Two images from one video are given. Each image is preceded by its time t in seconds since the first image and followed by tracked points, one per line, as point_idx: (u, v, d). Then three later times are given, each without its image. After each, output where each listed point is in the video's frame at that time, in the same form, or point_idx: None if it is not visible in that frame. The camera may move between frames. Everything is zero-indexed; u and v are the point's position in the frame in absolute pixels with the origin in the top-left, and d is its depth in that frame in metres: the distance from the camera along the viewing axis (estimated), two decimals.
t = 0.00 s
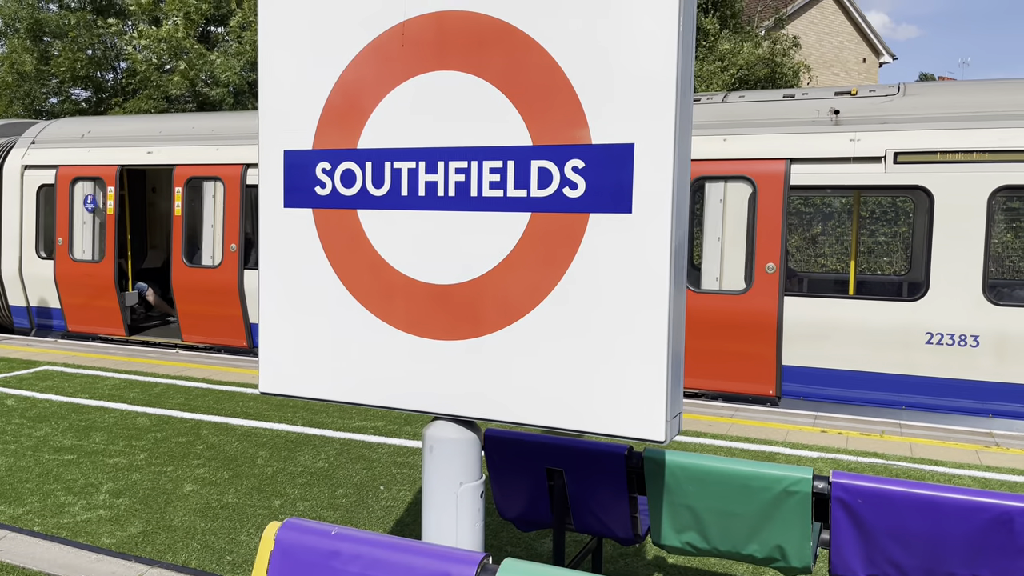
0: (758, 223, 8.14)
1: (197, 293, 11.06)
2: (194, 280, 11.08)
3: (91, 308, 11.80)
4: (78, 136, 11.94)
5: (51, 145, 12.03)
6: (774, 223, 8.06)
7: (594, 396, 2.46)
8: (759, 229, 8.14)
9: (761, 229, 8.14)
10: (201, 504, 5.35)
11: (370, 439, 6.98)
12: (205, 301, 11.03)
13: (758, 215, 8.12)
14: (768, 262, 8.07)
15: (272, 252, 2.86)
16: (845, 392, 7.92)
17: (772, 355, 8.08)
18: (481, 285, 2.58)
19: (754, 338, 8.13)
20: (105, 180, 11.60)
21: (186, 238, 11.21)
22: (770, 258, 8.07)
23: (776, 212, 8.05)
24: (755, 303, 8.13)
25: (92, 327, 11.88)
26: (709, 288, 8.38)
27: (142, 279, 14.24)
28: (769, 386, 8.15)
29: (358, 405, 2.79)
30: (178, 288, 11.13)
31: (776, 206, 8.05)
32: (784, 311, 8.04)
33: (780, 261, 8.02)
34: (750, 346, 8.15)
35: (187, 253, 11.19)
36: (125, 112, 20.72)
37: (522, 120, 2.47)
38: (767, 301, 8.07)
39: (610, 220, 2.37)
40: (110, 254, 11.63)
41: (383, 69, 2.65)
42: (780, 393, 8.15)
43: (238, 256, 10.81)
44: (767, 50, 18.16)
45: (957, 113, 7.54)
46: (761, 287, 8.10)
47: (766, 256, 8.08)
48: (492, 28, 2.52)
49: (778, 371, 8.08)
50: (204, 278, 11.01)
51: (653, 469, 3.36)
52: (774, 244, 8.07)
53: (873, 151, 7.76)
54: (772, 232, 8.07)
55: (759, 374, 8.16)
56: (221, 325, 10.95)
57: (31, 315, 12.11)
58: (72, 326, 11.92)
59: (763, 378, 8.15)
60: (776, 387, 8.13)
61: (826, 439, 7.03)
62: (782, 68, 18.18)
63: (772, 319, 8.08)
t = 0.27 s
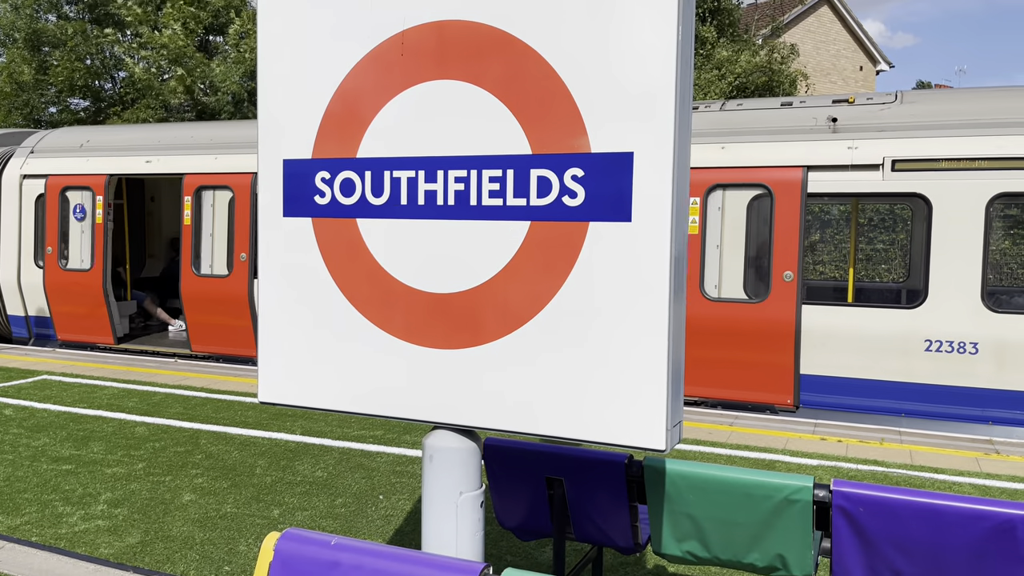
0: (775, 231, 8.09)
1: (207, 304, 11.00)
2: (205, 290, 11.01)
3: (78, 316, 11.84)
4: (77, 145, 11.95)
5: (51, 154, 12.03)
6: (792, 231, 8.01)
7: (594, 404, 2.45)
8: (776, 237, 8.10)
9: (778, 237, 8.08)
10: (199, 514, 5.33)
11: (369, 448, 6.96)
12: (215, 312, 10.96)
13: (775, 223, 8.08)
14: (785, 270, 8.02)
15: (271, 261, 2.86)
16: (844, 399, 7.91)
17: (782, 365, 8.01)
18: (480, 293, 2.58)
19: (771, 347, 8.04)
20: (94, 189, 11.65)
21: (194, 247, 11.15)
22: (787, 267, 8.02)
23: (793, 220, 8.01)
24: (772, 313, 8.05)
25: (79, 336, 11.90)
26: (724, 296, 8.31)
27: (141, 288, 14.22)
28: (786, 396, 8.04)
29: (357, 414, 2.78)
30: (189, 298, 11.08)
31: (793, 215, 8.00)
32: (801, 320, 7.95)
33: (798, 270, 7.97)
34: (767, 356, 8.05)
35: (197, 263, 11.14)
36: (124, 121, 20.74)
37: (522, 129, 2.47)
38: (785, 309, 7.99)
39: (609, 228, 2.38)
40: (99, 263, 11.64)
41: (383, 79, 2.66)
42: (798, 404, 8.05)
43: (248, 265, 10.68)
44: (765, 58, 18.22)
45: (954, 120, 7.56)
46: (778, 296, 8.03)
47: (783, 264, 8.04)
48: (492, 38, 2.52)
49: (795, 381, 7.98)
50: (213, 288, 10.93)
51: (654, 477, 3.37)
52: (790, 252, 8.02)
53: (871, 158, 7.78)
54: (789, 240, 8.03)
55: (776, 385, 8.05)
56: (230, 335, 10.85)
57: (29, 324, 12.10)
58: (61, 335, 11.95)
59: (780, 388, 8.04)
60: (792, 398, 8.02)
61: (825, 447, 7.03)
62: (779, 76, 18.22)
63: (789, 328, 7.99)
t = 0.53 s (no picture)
0: (790, 235, 8.05)
1: (217, 310, 10.94)
2: (214, 297, 10.96)
3: (74, 324, 11.86)
4: (77, 152, 11.95)
5: (51, 160, 12.04)
6: (808, 235, 7.97)
7: (596, 409, 2.44)
8: (792, 242, 8.05)
9: (792, 241, 8.05)
10: (200, 520, 5.32)
11: (369, 454, 6.95)
12: (225, 319, 10.90)
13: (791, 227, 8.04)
14: (801, 274, 7.99)
15: (272, 267, 2.85)
16: (845, 403, 7.90)
17: (798, 370, 7.93)
18: (481, 299, 2.57)
19: (787, 352, 7.98)
20: (85, 196, 11.74)
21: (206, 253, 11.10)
22: (803, 271, 7.99)
23: (809, 225, 7.98)
24: (788, 318, 8.00)
25: (76, 342, 11.94)
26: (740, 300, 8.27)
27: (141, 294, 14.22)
28: (804, 402, 7.96)
29: (359, 420, 2.77)
30: (199, 304, 11.04)
31: (809, 219, 7.97)
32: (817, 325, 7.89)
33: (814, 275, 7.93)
34: (783, 361, 7.99)
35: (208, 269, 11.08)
36: (123, 127, 20.74)
37: (522, 134, 2.47)
38: (801, 314, 7.93)
39: (610, 232, 2.37)
40: (90, 269, 11.69)
41: (383, 85, 2.66)
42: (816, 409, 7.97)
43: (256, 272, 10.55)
44: (763, 62, 18.24)
45: (954, 124, 7.56)
46: (794, 302, 7.99)
47: (798, 269, 8.00)
48: (492, 43, 2.52)
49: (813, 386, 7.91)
50: (224, 295, 10.88)
51: (655, 483, 3.36)
52: (806, 256, 7.98)
53: (871, 162, 7.78)
54: (804, 245, 7.99)
55: (792, 390, 7.98)
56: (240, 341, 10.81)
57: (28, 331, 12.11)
58: (53, 341, 12.02)
59: (798, 393, 7.97)
60: (809, 403, 7.95)
61: (826, 452, 7.01)
62: (777, 81, 18.22)
63: (806, 333, 7.93)
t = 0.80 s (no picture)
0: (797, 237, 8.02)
1: (224, 314, 10.93)
2: (222, 300, 10.95)
3: (76, 327, 11.90)
4: (79, 156, 11.97)
5: (53, 165, 12.05)
6: (816, 237, 7.94)
7: (599, 411, 2.44)
8: (800, 243, 8.01)
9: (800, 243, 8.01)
10: (202, 524, 5.32)
11: (372, 457, 6.94)
12: (232, 322, 10.89)
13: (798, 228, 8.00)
14: (808, 276, 7.96)
15: (274, 271, 2.85)
16: (848, 404, 7.89)
17: (806, 371, 7.92)
18: (484, 301, 2.56)
19: (794, 354, 7.97)
20: (81, 200, 11.78)
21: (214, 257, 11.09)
22: (811, 272, 7.96)
23: (817, 226, 7.94)
24: (795, 320, 7.99)
25: (78, 346, 11.97)
26: (748, 301, 8.23)
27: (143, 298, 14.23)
28: (812, 403, 7.95)
29: (362, 423, 2.77)
30: (207, 308, 11.04)
31: (817, 220, 7.93)
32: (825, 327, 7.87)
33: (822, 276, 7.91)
34: (790, 363, 7.98)
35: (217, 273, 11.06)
36: (125, 131, 20.76)
37: (524, 136, 2.46)
38: (809, 316, 7.92)
39: (613, 234, 2.37)
40: (87, 272, 11.72)
41: (384, 87, 2.66)
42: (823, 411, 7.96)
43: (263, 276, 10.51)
44: (763, 64, 18.23)
45: (956, 124, 7.56)
46: (802, 304, 7.98)
47: (806, 271, 7.98)
48: (494, 44, 2.52)
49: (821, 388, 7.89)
50: (232, 298, 10.88)
51: (659, 486, 3.35)
52: (814, 257, 7.96)
53: (873, 163, 7.77)
54: (813, 247, 7.96)
55: (800, 392, 7.97)
56: (247, 344, 10.80)
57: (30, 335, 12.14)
58: (53, 344, 12.07)
59: (805, 395, 7.96)
60: (817, 405, 7.94)
61: (829, 453, 7.00)
62: (777, 83, 18.21)
63: (813, 335, 7.91)
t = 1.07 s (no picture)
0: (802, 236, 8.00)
1: (231, 315, 10.96)
2: (228, 301, 10.97)
3: (81, 328, 11.95)
4: (85, 158, 11.99)
5: (59, 166, 12.08)
6: (822, 236, 7.92)
7: (605, 411, 2.43)
8: (806, 242, 7.99)
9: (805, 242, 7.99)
10: (209, 525, 5.32)
11: (378, 458, 6.95)
12: (239, 323, 10.92)
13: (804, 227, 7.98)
14: (814, 275, 7.93)
15: (280, 271, 2.85)
16: (854, 404, 7.87)
17: (812, 371, 7.91)
18: (490, 301, 2.56)
19: (800, 354, 7.96)
20: (85, 202, 11.81)
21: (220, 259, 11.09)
22: (817, 271, 7.93)
23: (823, 225, 7.91)
24: (801, 319, 7.98)
25: (83, 347, 12.01)
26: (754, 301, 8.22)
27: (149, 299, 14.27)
28: (818, 403, 7.94)
29: (368, 424, 2.76)
30: (214, 309, 11.06)
31: (823, 220, 7.91)
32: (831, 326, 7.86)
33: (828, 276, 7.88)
34: (796, 362, 7.97)
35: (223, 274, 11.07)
36: (130, 133, 20.82)
37: (530, 136, 2.46)
38: (815, 316, 7.91)
39: (619, 234, 2.36)
40: (91, 274, 11.76)
41: (390, 87, 2.66)
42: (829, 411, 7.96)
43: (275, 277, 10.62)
44: (768, 63, 18.20)
45: (962, 123, 7.53)
46: (807, 303, 7.96)
47: (812, 270, 7.95)
48: (500, 44, 2.51)
49: (827, 388, 7.89)
50: (238, 300, 10.89)
51: (665, 486, 3.35)
52: (819, 256, 7.93)
53: (879, 162, 7.75)
54: (819, 246, 7.93)
55: (806, 392, 7.97)
56: (254, 345, 10.83)
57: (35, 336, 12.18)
58: (58, 345, 12.12)
59: (811, 395, 7.95)
60: (823, 405, 7.93)
61: (835, 453, 6.98)
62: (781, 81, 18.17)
63: (819, 335, 7.91)
